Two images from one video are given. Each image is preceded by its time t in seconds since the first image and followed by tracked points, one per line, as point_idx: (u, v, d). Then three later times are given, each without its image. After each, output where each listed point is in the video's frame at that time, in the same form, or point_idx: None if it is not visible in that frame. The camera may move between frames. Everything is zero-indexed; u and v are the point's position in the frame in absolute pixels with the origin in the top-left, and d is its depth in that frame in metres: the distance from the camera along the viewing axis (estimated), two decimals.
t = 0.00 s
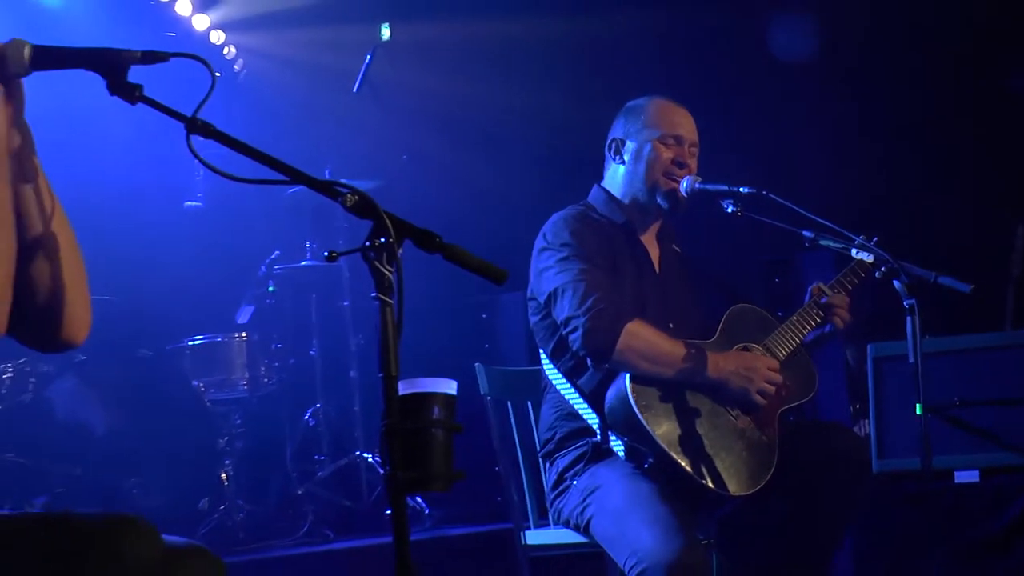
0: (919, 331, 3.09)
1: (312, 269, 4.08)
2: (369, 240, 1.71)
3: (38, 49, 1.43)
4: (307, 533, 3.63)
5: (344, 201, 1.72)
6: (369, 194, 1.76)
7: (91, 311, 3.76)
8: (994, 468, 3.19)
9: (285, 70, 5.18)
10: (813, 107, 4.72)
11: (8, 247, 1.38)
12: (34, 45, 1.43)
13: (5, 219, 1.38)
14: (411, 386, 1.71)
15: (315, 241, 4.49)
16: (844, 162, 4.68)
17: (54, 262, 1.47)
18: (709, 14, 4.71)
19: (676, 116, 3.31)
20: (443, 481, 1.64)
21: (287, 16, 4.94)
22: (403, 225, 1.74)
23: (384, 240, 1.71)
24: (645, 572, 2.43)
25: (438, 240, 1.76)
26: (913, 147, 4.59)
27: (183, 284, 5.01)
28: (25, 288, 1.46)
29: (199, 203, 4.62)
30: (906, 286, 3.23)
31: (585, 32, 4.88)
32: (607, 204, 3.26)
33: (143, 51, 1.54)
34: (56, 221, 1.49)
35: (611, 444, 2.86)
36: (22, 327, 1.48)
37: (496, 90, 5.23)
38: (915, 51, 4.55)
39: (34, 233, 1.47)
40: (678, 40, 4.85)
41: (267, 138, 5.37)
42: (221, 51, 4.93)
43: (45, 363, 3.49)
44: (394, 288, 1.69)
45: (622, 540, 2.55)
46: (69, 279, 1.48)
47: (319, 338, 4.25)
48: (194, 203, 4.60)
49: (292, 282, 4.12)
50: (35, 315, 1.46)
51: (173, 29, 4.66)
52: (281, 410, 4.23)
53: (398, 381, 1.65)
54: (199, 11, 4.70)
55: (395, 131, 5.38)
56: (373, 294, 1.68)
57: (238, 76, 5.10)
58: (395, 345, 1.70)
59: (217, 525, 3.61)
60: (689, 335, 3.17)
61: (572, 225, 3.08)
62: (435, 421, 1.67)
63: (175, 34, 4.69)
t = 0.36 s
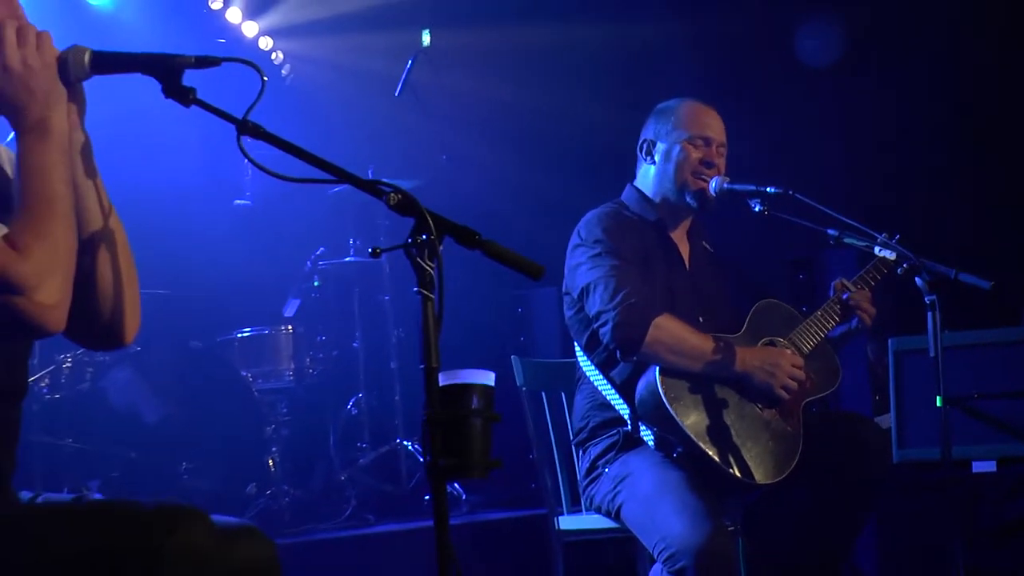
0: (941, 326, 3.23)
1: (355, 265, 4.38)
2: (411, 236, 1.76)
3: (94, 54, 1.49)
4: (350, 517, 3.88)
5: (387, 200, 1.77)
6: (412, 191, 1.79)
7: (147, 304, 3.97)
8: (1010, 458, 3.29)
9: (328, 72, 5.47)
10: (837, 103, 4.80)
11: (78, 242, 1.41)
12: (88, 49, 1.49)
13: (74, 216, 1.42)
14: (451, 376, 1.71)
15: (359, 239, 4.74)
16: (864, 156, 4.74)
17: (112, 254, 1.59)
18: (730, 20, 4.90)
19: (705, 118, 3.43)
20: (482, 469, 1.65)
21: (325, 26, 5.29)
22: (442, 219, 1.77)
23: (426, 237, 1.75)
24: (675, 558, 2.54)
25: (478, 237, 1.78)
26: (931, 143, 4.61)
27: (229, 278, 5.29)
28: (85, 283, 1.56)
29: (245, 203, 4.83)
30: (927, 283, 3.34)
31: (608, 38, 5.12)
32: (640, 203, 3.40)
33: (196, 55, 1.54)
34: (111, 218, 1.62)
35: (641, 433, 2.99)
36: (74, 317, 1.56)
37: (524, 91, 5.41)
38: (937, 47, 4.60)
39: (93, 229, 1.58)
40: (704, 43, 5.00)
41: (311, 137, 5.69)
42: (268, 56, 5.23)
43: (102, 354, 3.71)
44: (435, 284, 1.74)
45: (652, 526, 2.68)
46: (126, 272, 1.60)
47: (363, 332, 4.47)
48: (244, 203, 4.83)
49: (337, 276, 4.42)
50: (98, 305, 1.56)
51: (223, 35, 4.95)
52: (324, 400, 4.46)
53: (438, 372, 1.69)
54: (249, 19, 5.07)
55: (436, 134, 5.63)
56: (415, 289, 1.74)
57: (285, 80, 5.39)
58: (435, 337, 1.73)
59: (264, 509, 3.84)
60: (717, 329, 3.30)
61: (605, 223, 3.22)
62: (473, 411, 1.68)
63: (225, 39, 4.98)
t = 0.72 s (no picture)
0: (954, 319, 3.33)
1: (388, 260, 4.60)
2: (444, 234, 1.84)
3: (142, 57, 1.56)
4: (384, 502, 4.07)
5: (422, 198, 1.85)
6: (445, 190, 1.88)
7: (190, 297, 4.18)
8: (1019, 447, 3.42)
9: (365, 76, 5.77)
10: (853, 102, 4.92)
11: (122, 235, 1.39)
12: (136, 54, 1.56)
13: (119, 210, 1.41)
14: (483, 368, 1.76)
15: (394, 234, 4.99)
16: (879, 151, 4.83)
17: (162, 246, 1.65)
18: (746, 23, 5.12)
19: (726, 120, 3.56)
20: (512, 456, 1.71)
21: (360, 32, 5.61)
22: (475, 218, 1.85)
23: (458, 233, 1.83)
24: (696, 543, 2.68)
25: (508, 233, 1.88)
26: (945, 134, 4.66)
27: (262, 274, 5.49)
28: (134, 271, 1.61)
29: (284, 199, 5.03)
30: (941, 278, 3.46)
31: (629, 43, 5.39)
32: (663, 201, 3.56)
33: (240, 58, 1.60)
34: (160, 213, 1.68)
35: (664, 422, 3.14)
36: (124, 302, 1.62)
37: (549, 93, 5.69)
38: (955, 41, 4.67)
39: (142, 222, 1.64)
40: (721, 44, 5.21)
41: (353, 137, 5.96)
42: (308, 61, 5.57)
43: (149, 344, 3.90)
44: (467, 278, 1.81)
45: (674, 511, 2.82)
46: (173, 264, 1.64)
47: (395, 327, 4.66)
48: (281, 200, 5.00)
49: (373, 268, 4.61)
50: (144, 295, 1.61)
51: (264, 39, 5.24)
52: (360, 390, 4.68)
53: (470, 364, 1.72)
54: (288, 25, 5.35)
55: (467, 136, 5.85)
56: (448, 284, 1.81)
57: (322, 83, 5.67)
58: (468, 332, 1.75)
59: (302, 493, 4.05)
60: (738, 322, 3.45)
61: (629, 220, 3.37)
62: (505, 401, 1.73)
63: (265, 43, 5.25)
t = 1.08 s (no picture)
0: (964, 316, 3.46)
1: (418, 257, 4.90)
2: (472, 232, 1.90)
3: (184, 65, 1.68)
4: (414, 489, 4.42)
5: (452, 198, 1.92)
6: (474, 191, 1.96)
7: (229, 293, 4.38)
8: None
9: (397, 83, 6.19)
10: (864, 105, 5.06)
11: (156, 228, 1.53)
12: (178, 59, 1.68)
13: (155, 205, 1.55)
14: (509, 362, 1.88)
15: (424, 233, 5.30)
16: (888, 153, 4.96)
17: (200, 245, 1.79)
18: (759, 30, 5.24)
19: (745, 124, 3.69)
20: (538, 446, 1.80)
21: (393, 39, 5.96)
22: (503, 217, 1.92)
23: (487, 232, 1.90)
24: (715, 531, 2.83)
25: (534, 233, 1.95)
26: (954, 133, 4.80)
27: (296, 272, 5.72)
28: (175, 268, 1.77)
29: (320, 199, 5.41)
30: (951, 276, 3.60)
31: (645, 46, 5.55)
32: (682, 201, 3.70)
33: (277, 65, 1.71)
34: (201, 211, 1.82)
35: (683, 414, 3.29)
36: (166, 298, 1.78)
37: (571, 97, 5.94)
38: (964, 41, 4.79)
39: (184, 223, 1.78)
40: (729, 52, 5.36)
41: (385, 138, 6.43)
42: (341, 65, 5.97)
43: (190, 338, 4.10)
44: (496, 275, 1.89)
45: (694, 500, 2.98)
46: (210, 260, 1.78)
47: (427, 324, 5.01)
48: (317, 200, 5.40)
49: (402, 269, 4.94)
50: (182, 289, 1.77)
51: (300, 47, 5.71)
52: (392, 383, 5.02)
53: (498, 357, 1.81)
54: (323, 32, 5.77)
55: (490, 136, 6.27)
56: (477, 281, 1.89)
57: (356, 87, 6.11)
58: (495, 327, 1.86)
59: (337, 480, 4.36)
60: (756, 318, 3.59)
61: (651, 219, 3.52)
62: (531, 393, 1.83)
63: (301, 50, 5.73)
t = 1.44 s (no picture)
0: (958, 315, 3.61)
1: (433, 258, 5.12)
2: (487, 233, 2.04)
3: (210, 71, 1.68)
4: (431, 480, 4.65)
5: (467, 200, 2.04)
6: (487, 193, 2.07)
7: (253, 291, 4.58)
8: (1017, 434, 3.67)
9: (416, 91, 6.35)
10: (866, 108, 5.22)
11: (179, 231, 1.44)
12: (205, 67, 1.69)
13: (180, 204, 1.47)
14: (522, 359, 2.01)
15: (439, 235, 5.54)
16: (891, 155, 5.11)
17: (223, 246, 1.83)
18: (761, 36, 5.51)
19: (749, 131, 3.83)
20: (549, 440, 1.94)
21: (414, 47, 6.18)
22: (515, 219, 2.05)
23: (501, 233, 2.03)
24: (718, 521, 2.98)
25: (546, 234, 2.07)
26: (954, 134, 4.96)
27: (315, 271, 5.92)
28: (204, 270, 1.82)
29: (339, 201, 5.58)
30: (947, 277, 3.74)
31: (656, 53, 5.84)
32: (688, 204, 3.85)
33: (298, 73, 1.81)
34: (227, 212, 1.86)
35: (688, 409, 3.45)
36: (193, 297, 1.83)
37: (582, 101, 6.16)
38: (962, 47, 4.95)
39: (208, 225, 1.83)
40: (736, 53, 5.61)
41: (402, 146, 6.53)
42: (359, 73, 6.12)
43: (214, 335, 4.30)
44: (508, 276, 2.02)
45: (698, 492, 3.13)
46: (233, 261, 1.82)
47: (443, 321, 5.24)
48: (336, 202, 5.53)
49: (418, 270, 5.20)
50: (211, 288, 1.81)
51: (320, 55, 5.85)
52: (408, 377, 5.25)
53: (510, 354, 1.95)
54: (342, 42, 5.93)
55: (507, 141, 6.35)
56: (490, 281, 2.01)
57: (374, 95, 6.28)
58: (507, 324, 1.99)
59: (357, 472, 4.60)
60: (758, 316, 3.75)
61: (658, 221, 3.68)
62: (543, 389, 1.97)
63: (321, 59, 5.88)
